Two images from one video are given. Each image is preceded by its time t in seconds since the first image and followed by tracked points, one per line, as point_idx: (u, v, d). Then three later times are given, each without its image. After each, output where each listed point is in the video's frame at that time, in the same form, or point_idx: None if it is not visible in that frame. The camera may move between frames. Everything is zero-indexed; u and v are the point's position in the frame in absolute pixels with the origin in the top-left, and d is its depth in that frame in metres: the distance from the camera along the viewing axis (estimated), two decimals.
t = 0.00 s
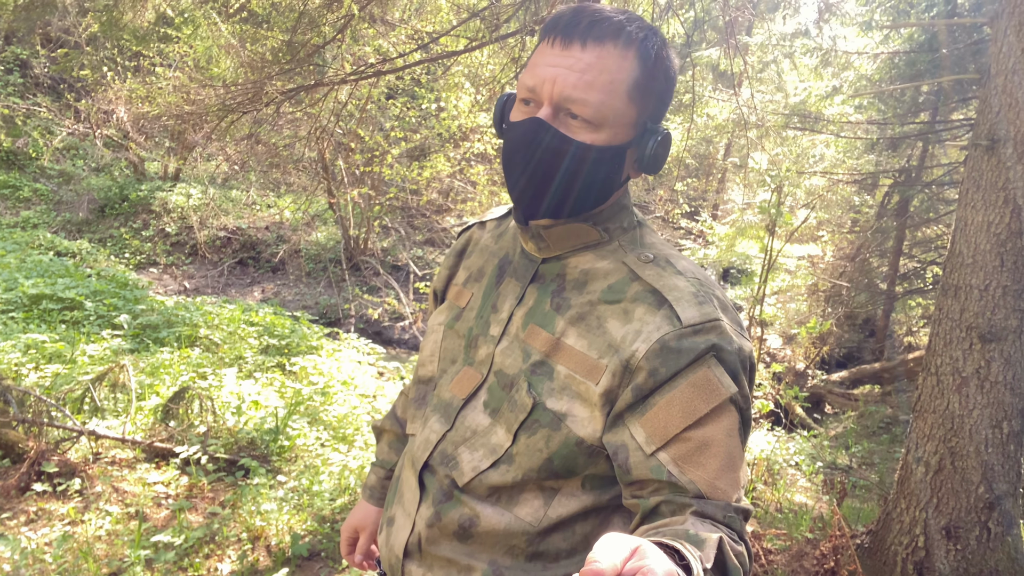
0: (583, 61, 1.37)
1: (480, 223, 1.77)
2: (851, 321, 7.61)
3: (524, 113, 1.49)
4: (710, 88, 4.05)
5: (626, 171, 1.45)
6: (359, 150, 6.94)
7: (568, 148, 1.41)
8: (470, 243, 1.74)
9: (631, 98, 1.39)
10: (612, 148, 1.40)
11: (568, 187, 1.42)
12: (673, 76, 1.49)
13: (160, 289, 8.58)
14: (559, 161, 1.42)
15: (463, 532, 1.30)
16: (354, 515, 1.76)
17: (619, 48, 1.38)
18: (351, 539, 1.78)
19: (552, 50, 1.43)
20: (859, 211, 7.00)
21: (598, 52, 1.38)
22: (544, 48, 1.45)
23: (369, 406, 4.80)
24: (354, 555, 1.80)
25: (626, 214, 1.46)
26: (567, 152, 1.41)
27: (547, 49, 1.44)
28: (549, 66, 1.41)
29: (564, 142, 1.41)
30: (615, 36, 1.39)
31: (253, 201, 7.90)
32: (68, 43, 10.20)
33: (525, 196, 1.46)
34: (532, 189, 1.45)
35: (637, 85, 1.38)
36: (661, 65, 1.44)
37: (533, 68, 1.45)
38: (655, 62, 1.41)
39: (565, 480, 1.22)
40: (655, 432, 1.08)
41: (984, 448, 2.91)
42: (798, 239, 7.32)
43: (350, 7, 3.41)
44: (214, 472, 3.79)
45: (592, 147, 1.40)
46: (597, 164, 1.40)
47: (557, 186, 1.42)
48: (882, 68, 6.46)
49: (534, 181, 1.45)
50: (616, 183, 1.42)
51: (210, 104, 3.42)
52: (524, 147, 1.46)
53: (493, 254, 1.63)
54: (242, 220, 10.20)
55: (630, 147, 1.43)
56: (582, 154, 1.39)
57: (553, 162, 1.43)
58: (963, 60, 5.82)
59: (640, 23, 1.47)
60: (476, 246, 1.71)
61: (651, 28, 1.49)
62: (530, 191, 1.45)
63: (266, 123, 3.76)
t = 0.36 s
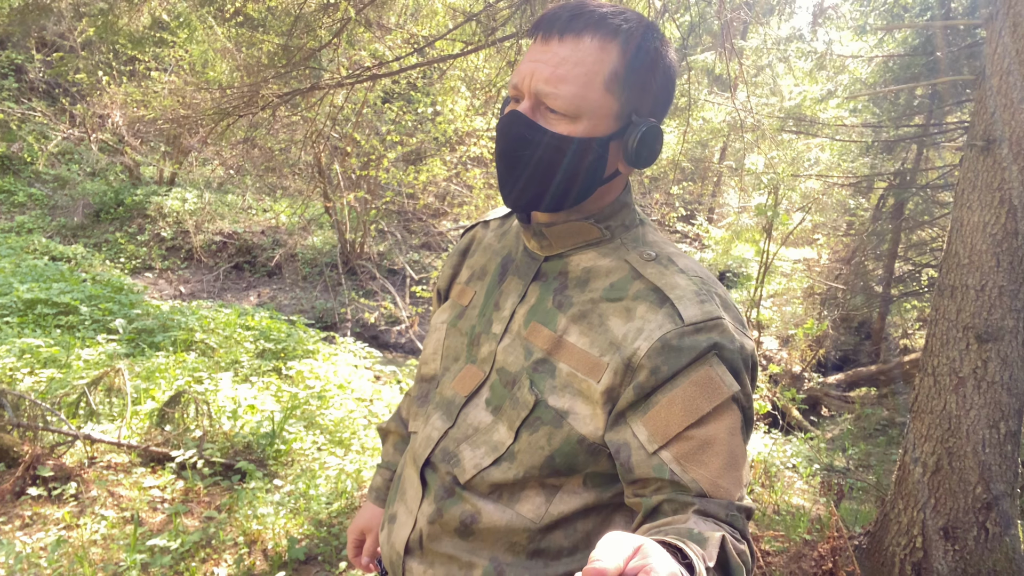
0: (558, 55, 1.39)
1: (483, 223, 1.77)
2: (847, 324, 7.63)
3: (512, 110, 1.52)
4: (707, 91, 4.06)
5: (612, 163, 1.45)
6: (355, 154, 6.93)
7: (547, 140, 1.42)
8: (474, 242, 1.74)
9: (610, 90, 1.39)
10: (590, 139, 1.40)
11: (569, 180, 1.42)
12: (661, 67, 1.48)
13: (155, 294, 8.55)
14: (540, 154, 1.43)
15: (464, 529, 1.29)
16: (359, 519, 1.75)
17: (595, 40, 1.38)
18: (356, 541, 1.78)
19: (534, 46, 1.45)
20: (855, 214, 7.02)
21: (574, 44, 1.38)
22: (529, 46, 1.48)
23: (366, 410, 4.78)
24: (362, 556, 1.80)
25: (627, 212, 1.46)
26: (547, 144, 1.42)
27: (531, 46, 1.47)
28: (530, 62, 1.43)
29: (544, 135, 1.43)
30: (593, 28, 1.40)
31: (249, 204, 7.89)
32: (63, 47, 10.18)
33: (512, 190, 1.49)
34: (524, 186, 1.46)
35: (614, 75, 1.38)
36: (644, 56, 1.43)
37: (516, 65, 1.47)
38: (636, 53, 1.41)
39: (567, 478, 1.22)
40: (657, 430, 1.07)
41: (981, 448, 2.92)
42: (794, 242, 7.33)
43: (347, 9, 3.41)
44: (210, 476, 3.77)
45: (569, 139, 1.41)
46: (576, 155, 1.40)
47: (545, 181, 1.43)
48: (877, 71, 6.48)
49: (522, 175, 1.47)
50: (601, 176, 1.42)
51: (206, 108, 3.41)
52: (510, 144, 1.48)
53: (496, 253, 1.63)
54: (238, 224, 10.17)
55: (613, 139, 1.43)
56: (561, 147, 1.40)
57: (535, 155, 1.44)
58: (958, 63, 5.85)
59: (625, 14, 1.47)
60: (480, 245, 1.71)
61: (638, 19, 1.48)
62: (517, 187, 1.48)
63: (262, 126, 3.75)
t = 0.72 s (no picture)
0: (545, 58, 1.40)
1: (483, 225, 1.78)
2: (846, 328, 7.63)
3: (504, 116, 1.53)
4: (705, 97, 4.09)
5: (607, 163, 1.45)
6: (354, 159, 6.94)
7: (540, 143, 1.43)
8: (473, 244, 1.74)
9: (599, 90, 1.40)
10: (583, 140, 1.41)
11: (567, 180, 1.42)
12: (650, 64, 1.49)
13: (154, 299, 8.55)
14: (534, 157, 1.44)
15: (462, 531, 1.30)
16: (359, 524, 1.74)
17: (581, 41, 1.40)
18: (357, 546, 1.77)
19: (522, 52, 1.47)
20: (853, 219, 7.04)
21: (561, 47, 1.40)
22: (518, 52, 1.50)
23: (365, 415, 4.78)
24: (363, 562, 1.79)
25: (625, 214, 1.46)
26: (540, 147, 1.43)
27: (520, 52, 1.49)
28: (519, 67, 1.45)
29: (537, 139, 1.44)
30: (579, 29, 1.42)
31: (248, 209, 7.90)
32: (64, 54, 10.21)
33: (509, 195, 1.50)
34: (520, 190, 1.48)
35: (603, 75, 1.40)
36: (633, 54, 1.44)
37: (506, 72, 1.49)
38: (623, 52, 1.42)
39: (564, 479, 1.22)
40: (654, 431, 1.08)
41: (978, 451, 2.92)
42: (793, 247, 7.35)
43: (346, 15, 3.42)
44: (208, 481, 3.77)
45: (561, 140, 1.42)
46: (569, 156, 1.41)
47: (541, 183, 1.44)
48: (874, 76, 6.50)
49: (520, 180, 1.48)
50: (596, 176, 1.43)
51: (206, 114, 3.43)
52: (505, 148, 1.50)
53: (495, 256, 1.64)
54: (237, 229, 10.18)
55: (605, 138, 1.44)
56: (554, 148, 1.42)
57: (529, 158, 1.45)
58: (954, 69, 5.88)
59: (611, 15, 1.48)
60: (479, 247, 1.72)
61: (625, 19, 1.49)
62: (513, 190, 1.49)
63: (261, 132, 3.76)
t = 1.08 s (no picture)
0: (538, 57, 1.41)
1: (482, 221, 1.78)
2: (836, 328, 7.68)
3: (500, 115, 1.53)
4: (697, 97, 4.10)
5: (604, 160, 1.45)
6: (346, 158, 6.92)
7: (535, 142, 1.43)
8: (472, 240, 1.74)
9: (593, 86, 1.40)
10: (578, 138, 1.41)
11: (569, 179, 1.43)
12: (645, 59, 1.48)
13: (143, 298, 8.48)
14: (530, 156, 1.44)
15: (464, 529, 1.29)
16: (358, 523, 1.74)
17: (574, 39, 1.40)
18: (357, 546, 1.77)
19: (515, 52, 1.47)
20: (843, 220, 7.09)
21: (553, 45, 1.40)
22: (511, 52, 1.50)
23: (357, 415, 4.76)
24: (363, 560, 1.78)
25: (627, 210, 1.46)
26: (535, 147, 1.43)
27: (513, 52, 1.49)
28: (512, 67, 1.45)
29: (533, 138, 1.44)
30: (572, 27, 1.42)
31: (239, 208, 7.85)
32: (52, 51, 10.12)
33: (507, 195, 1.50)
34: (516, 189, 1.48)
35: (596, 72, 1.40)
36: (626, 51, 1.44)
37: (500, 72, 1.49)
38: (616, 49, 1.42)
39: (566, 476, 1.22)
40: (658, 428, 1.08)
41: (971, 449, 2.95)
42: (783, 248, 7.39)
43: (338, 13, 3.40)
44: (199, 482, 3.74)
45: (557, 138, 1.42)
46: (565, 154, 1.41)
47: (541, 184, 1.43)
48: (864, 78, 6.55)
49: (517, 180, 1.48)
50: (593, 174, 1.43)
51: (197, 111, 3.41)
52: (501, 149, 1.50)
53: (495, 252, 1.63)
54: (227, 229, 10.12)
55: (601, 136, 1.44)
56: (553, 147, 1.41)
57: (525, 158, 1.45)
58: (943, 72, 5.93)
59: (605, 12, 1.48)
60: (478, 243, 1.72)
61: (619, 15, 1.49)
62: (512, 191, 1.49)
63: (252, 131, 3.74)
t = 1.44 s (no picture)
0: (557, 57, 1.41)
1: (483, 219, 1.79)
2: (835, 330, 7.69)
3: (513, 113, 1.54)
4: (697, 99, 4.10)
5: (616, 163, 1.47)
6: (346, 158, 6.92)
7: (549, 142, 1.44)
8: (472, 238, 1.75)
9: (610, 90, 1.42)
10: (594, 140, 1.43)
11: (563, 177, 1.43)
12: (659, 65, 1.50)
13: (142, 297, 8.48)
14: (544, 156, 1.45)
15: (458, 527, 1.30)
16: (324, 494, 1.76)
17: (594, 41, 1.41)
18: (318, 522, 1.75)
19: (533, 51, 1.47)
20: (842, 222, 7.09)
21: (573, 46, 1.41)
22: (527, 51, 1.51)
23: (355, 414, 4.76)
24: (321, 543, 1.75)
25: (628, 211, 1.48)
26: (551, 146, 1.44)
27: (530, 51, 1.49)
28: (530, 66, 1.46)
29: (548, 138, 1.44)
30: (590, 29, 1.43)
31: (239, 207, 7.86)
32: (54, 49, 10.13)
33: (517, 193, 1.50)
34: (526, 188, 1.48)
35: (615, 76, 1.41)
36: (643, 56, 1.46)
37: (515, 70, 1.50)
38: (634, 53, 1.43)
39: (561, 475, 1.22)
40: (655, 428, 1.09)
41: (967, 452, 2.96)
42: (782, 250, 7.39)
43: (339, 13, 3.39)
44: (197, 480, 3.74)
45: (572, 139, 1.43)
46: (581, 155, 1.42)
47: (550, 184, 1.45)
48: (864, 81, 6.56)
49: (528, 178, 1.48)
50: (605, 176, 1.45)
51: (197, 110, 3.42)
52: (508, 144, 1.51)
53: (494, 251, 1.64)
54: (227, 227, 10.12)
55: (616, 139, 1.45)
56: (566, 147, 1.42)
57: (539, 157, 1.46)
58: (943, 75, 5.93)
59: (620, 15, 1.49)
60: (478, 242, 1.73)
61: (634, 19, 1.51)
62: (519, 188, 1.50)
63: (252, 131, 3.74)
